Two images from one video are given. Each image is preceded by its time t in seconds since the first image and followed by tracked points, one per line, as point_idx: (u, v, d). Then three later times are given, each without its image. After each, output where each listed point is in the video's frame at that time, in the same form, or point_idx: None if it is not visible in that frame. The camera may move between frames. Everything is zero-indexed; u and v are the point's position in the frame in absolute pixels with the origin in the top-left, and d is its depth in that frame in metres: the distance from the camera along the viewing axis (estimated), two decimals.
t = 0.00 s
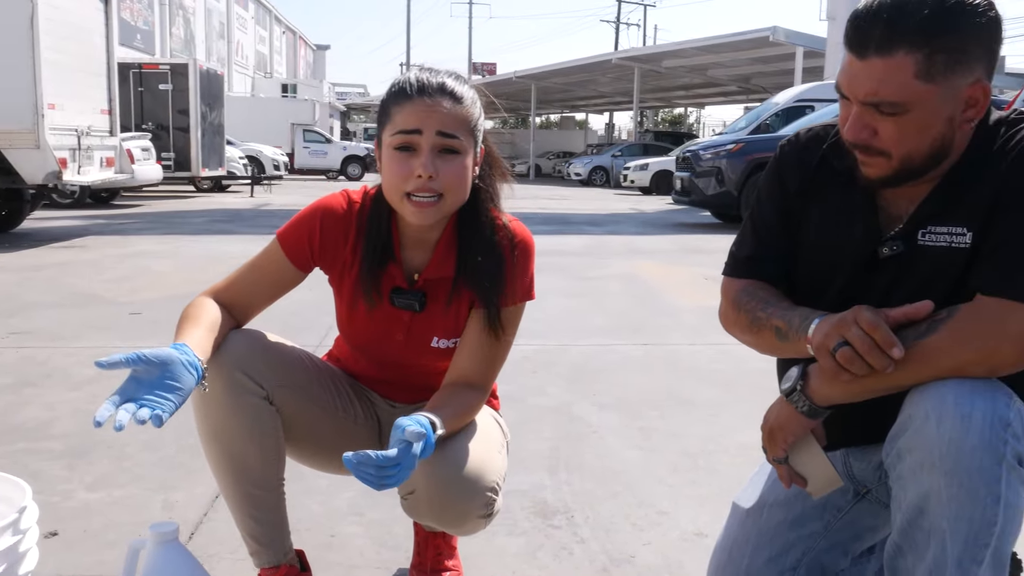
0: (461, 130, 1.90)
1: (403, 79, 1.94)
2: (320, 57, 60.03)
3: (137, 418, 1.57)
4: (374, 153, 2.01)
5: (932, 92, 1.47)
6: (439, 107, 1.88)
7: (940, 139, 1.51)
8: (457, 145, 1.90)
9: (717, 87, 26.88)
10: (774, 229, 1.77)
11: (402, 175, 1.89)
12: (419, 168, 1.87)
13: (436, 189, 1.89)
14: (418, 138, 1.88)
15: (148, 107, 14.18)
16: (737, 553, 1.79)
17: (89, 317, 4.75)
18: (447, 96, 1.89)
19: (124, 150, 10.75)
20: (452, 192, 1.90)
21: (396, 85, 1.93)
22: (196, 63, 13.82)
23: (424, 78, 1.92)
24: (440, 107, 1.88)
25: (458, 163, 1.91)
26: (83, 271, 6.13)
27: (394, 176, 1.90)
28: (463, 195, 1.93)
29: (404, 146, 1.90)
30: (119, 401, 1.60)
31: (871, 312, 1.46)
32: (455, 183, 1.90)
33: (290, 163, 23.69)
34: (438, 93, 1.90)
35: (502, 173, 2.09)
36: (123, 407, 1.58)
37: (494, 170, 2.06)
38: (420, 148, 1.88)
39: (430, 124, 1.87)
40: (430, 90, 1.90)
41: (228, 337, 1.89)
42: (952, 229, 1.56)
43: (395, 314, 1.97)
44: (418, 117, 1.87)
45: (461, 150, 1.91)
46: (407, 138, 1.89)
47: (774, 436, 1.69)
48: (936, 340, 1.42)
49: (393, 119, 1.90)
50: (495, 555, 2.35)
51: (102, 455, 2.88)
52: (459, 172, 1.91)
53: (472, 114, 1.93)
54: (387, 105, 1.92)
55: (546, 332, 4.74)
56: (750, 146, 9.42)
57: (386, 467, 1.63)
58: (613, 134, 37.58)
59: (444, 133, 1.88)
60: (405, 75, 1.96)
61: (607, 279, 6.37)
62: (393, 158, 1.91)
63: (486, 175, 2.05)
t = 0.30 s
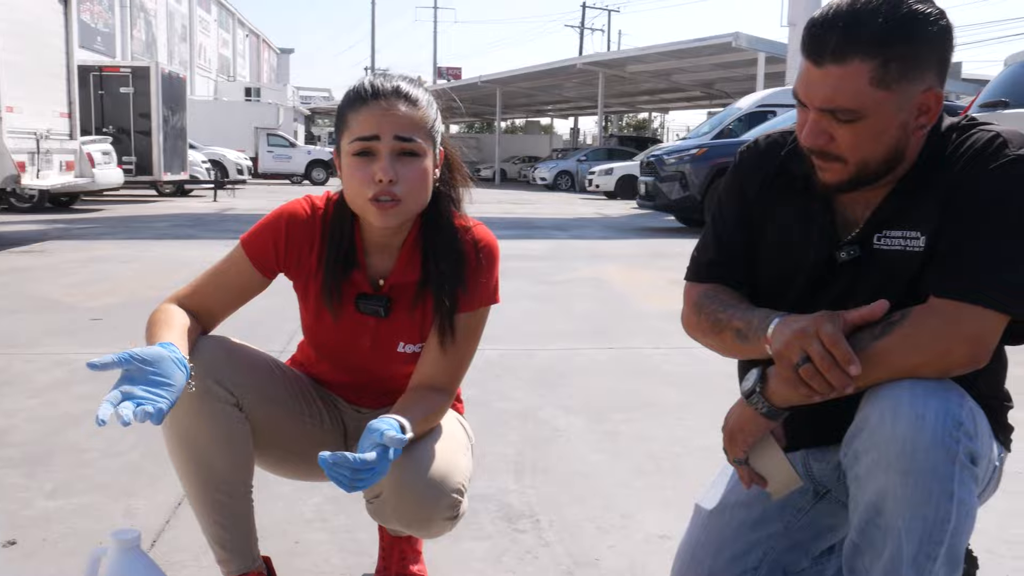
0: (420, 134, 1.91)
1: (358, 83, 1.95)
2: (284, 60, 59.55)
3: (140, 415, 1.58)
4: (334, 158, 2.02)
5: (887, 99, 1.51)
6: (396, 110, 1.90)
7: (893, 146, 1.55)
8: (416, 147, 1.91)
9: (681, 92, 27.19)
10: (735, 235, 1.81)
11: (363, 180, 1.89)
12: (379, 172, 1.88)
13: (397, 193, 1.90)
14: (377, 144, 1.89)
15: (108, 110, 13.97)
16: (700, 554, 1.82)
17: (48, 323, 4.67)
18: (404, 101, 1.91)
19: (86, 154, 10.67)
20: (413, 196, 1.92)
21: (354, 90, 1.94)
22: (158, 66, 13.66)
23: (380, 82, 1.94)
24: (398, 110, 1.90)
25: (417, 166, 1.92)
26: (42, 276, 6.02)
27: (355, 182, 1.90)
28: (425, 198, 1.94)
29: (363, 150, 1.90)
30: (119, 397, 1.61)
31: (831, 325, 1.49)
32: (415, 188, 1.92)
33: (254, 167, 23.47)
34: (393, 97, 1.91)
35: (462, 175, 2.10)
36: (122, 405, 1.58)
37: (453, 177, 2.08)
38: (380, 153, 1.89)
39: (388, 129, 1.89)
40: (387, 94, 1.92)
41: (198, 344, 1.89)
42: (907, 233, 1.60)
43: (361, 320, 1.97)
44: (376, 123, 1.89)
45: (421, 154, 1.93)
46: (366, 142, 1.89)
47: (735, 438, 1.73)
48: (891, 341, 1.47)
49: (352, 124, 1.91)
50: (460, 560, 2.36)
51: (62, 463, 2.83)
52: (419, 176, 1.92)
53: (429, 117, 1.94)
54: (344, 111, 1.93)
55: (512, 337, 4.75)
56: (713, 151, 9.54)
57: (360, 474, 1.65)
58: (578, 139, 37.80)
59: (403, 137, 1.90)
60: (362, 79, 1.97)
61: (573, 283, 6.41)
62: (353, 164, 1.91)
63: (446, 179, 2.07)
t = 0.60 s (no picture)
0: (386, 143, 1.92)
1: (322, 94, 1.95)
2: (256, 70, 59.21)
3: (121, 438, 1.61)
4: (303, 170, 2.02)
5: (856, 112, 1.55)
6: (362, 122, 1.90)
7: (861, 157, 1.59)
8: (382, 158, 1.92)
9: (653, 104, 27.46)
10: (707, 244, 1.84)
11: (331, 193, 1.90)
12: (348, 185, 1.88)
13: (368, 204, 1.90)
14: (343, 155, 1.89)
15: (77, 119, 13.80)
16: (674, 561, 1.84)
17: (16, 333, 4.59)
18: (368, 110, 1.92)
19: (53, 163, 10.68)
20: (385, 206, 1.92)
21: (318, 101, 1.94)
22: (129, 74, 13.53)
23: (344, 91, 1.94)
24: (366, 121, 1.90)
25: (385, 176, 1.93)
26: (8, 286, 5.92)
27: (323, 194, 1.90)
28: (394, 207, 1.95)
29: (331, 163, 1.91)
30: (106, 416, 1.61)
31: (802, 331, 1.52)
32: (384, 198, 1.92)
33: (225, 177, 23.28)
34: (359, 106, 1.92)
35: (430, 182, 2.11)
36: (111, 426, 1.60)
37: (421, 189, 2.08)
38: (347, 165, 1.90)
39: (354, 141, 1.89)
40: (351, 105, 1.92)
41: (172, 354, 1.88)
42: (876, 242, 1.63)
43: (335, 330, 1.98)
44: (342, 134, 1.89)
45: (388, 163, 1.93)
46: (334, 154, 1.90)
47: (708, 445, 1.75)
48: (860, 349, 1.50)
49: (319, 136, 1.91)
50: (435, 570, 2.36)
51: (29, 474, 2.78)
52: (388, 185, 1.93)
53: (395, 125, 1.95)
54: (310, 123, 1.93)
55: (486, 347, 4.76)
56: (684, 162, 9.64)
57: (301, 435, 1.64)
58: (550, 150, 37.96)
59: (370, 149, 1.90)
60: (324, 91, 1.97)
61: (546, 293, 6.43)
62: (321, 176, 1.91)
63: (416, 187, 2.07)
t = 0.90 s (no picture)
0: (351, 151, 1.92)
1: (288, 106, 1.96)
2: (234, 86, 59.11)
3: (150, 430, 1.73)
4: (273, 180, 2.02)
5: (832, 126, 1.57)
6: (324, 130, 1.91)
7: (835, 169, 1.62)
8: (347, 164, 1.92)
9: (630, 120, 27.68)
10: (686, 259, 1.87)
11: (296, 202, 1.90)
12: (313, 193, 1.88)
13: (335, 212, 1.90)
14: (306, 165, 1.90)
15: (53, 134, 13.67)
16: None
17: None
18: (331, 119, 1.92)
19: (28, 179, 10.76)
20: (352, 213, 1.92)
21: (284, 113, 1.95)
22: (105, 90, 13.44)
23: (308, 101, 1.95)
24: (330, 129, 1.91)
25: (351, 182, 1.93)
26: None
27: (290, 204, 1.91)
28: (363, 214, 1.95)
29: (296, 172, 1.91)
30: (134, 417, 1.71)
31: (775, 335, 1.54)
32: (351, 205, 1.92)
33: (202, 194, 23.14)
34: (323, 114, 1.93)
35: (401, 195, 2.11)
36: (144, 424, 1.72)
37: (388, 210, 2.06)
38: (312, 173, 1.90)
39: (317, 149, 1.90)
40: (316, 114, 1.93)
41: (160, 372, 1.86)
42: (853, 255, 1.65)
43: (311, 341, 1.98)
44: (303, 145, 1.90)
45: (355, 169, 1.94)
46: (299, 163, 1.90)
47: (689, 458, 1.77)
48: (839, 361, 1.51)
49: (284, 145, 1.92)
50: None
51: (4, 494, 2.74)
52: (354, 192, 1.93)
53: (361, 133, 1.96)
54: (276, 134, 1.94)
55: (466, 363, 4.76)
56: (663, 177, 9.71)
57: (306, 408, 1.69)
58: (529, 166, 38.11)
59: (332, 156, 1.90)
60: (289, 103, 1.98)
61: (526, 308, 6.44)
62: (288, 186, 1.92)
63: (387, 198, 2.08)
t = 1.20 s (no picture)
0: (364, 159, 1.93)
1: (306, 109, 1.97)
2: (221, 99, 59.06)
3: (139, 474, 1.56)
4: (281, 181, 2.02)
5: (821, 139, 1.59)
6: (341, 135, 1.91)
7: (823, 182, 1.63)
8: (359, 172, 1.93)
9: (619, 133, 27.82)
10: (676, 270, 1.87)
11: (304, 202, 1.90)
12: (322, 195, 1.89)
13: (340, 216, 1.90)
14: (319, 166, 1.90)
15: (39, 147, 13.61)
16: None
17: None
18: (349, 126, 1.93)
19: (14, 191, 10.63)
20: (356, 220, 1.92)
21: (304, 114, 1.96)
22: (93, 102, 13.41)
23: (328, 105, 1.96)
24: (345, 135, 1.92)
25: (361, 191, 1.93)
26: None
27: (297, 203, 1.91)
28: (367, 223, 1.95)
29: (306, 172, 1.91)
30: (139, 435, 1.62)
31: (762, 342, 1.55)
32: (357, 214, 1.92)
33: (190, 206, 23.06)
34: (344, 119, 1.94)
35: (405, 212, 2.13)
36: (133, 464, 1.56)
37: (395, 215, 2.11)
38: (322, 174, 1.90)
39: (331, 153, 1.90)
40: (335, 119, 1.94)
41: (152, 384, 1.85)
42: (842, 267, 1.66)
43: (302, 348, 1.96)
44: (319, 146, 1.90)
45: (366, 175, 1.94)
46: (308, 165, 1.90)
47: (679, 468, 1.77)
48: (828, 371, 1.52)
49: (297, 145, 1.92)
50: None
51: None
52: (361, 201, 1.93)
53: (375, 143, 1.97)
54: (291, 134, 1.95)
55: (455, 375, 4.75)
56: (651, 191, 9.75)
57: (335, 371, 1.61)
58: (518, 179, 38.20)
59: (346, 161, 1.91)
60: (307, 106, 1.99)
61: (515, 321, 6.44)
62: (297, 185, 1.92)
63: (390, 211, 2.09)
